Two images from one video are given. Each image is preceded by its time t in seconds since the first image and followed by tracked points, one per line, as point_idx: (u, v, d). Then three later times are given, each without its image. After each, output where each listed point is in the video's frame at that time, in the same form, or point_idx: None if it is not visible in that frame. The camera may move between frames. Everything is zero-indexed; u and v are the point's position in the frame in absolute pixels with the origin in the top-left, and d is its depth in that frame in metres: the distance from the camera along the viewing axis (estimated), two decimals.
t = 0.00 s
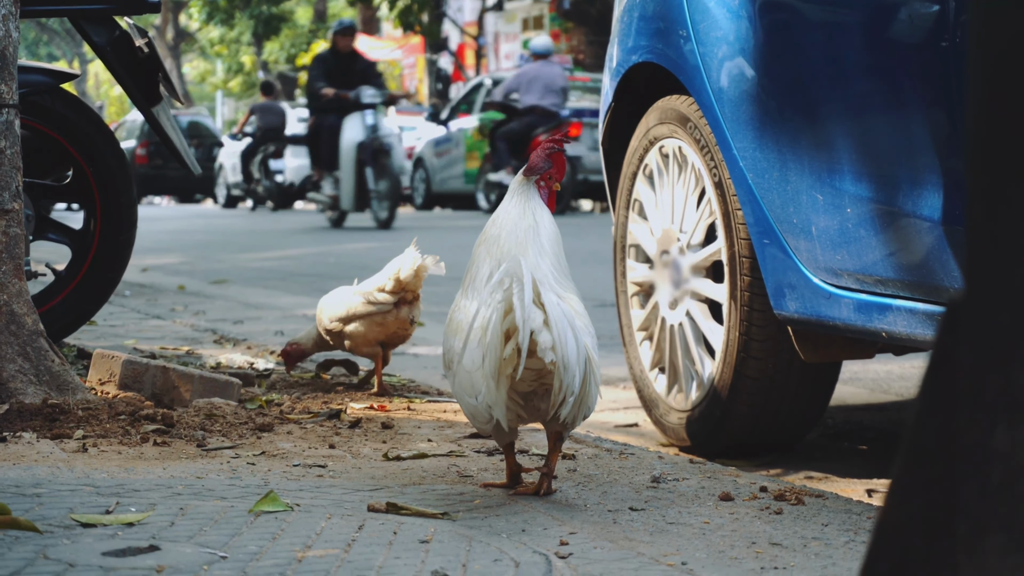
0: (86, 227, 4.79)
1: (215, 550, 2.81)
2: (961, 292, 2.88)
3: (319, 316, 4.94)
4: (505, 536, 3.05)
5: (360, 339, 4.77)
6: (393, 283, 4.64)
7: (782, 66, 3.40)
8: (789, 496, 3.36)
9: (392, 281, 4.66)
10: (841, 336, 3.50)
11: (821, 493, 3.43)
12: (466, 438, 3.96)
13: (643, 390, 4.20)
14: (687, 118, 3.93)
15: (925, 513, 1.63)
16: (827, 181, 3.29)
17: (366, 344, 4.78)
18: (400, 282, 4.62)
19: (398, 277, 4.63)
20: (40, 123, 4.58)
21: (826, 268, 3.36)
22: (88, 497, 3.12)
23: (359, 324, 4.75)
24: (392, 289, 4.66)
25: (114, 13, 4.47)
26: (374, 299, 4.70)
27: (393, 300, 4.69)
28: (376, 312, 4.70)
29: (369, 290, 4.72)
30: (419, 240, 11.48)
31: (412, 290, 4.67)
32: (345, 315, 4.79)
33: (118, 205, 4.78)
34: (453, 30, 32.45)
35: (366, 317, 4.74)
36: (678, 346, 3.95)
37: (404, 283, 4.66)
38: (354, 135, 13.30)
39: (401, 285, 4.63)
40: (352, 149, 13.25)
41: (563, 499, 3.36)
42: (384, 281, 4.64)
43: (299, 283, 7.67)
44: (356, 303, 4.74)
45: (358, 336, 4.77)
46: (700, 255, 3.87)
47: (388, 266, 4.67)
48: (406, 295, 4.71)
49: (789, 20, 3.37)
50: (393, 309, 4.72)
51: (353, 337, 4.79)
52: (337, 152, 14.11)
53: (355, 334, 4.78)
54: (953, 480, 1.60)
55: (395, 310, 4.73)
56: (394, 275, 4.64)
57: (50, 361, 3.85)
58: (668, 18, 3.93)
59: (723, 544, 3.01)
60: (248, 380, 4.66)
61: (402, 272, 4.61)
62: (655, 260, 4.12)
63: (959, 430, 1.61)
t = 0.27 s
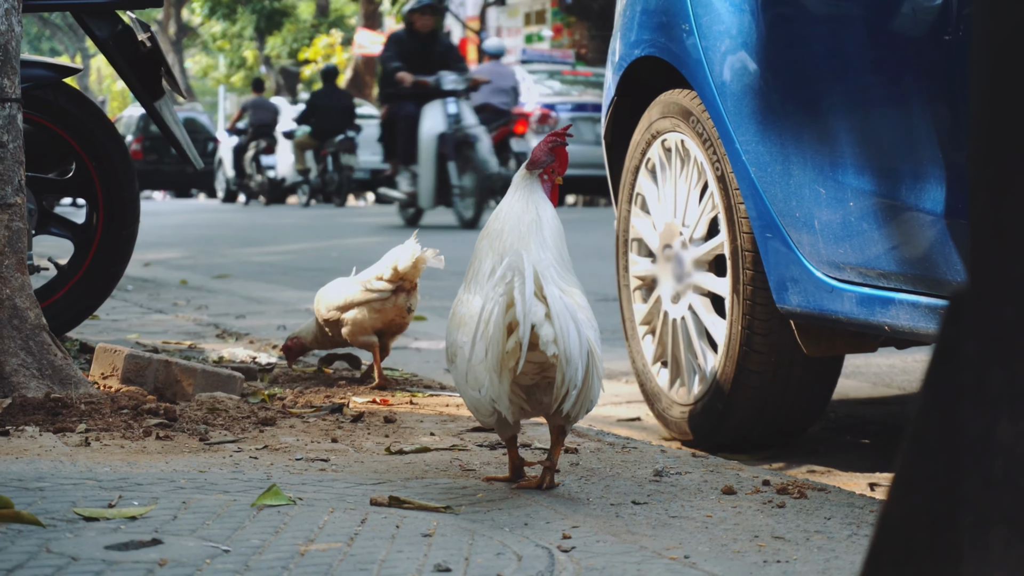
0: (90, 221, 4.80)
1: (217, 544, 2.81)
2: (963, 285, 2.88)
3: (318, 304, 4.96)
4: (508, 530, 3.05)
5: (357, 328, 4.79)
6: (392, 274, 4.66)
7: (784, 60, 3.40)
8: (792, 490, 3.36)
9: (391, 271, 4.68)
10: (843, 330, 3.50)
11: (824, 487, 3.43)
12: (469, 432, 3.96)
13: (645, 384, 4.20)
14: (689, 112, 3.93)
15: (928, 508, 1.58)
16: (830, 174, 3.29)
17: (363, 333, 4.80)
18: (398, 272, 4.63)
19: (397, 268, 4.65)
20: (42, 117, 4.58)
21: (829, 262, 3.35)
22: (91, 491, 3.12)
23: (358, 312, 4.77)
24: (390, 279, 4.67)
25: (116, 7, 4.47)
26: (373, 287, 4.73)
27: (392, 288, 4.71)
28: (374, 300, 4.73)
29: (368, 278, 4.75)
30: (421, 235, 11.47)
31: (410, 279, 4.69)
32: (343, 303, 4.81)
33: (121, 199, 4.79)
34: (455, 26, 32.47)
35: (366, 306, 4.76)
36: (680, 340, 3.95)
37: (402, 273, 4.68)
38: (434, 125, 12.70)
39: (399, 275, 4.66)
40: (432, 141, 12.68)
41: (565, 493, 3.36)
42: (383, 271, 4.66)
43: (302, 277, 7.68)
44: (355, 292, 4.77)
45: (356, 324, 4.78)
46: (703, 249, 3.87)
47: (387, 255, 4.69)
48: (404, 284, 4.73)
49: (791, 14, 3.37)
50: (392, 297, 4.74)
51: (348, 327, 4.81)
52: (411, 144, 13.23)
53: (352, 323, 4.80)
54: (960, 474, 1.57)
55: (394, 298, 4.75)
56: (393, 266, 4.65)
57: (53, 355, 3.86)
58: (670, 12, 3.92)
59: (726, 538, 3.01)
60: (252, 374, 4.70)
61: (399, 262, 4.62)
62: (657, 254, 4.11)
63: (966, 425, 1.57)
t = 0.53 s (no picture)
0: (91, 217, 4.81)
1: (220, 539, 2.81)
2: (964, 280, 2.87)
3: (317, 296, 4.96)
4: (510, 525, 3.05)
5: (355, 320, 4.80)
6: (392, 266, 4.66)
7: (786, 56, 3.40)
8: (794, 485, 3.36)
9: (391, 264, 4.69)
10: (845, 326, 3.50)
11: (826, 483, 3.43)
12: (471, 427, 3.96)
13: (647, 379, 4.20)
14: (691, 107, 3.93)
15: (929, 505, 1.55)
16: (832, 170, 3.29)
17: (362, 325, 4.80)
18: (398, 265, 4.64)
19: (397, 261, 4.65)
20: (44, 113, 4.59)
21: (830, 258, 3.35)
22: (93, 486, 3.13)
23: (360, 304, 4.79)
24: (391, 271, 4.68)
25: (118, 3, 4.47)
26: (372, 279, 4.74)
27: (391, 281, 4.71)
28: (374, 292, 4.73)
29: (368, 270, 4.75)
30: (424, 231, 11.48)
31: (410, 272, 4.69)
32: (342, 295, 4.82)
33: (123, 195, 4.80)
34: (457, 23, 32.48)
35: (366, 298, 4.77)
36: (682, 335, 3.95)
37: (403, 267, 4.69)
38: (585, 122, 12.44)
39: (399, 267, 4.66)
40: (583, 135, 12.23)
41: (567, 488, 3.36)
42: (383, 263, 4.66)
43: (305, 273, 7.69)
44: (354, 285, 4.77)
45: (355, 316, 4.79)
46: (705, 245, 3.87)
47: (388, 247, 4.68)
48: (404, 277, 4.74)
49: (793, 9, 3.37)
50: (392, 289, 4.75)
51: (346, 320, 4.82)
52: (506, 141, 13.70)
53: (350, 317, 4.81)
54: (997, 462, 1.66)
55: (394, 290, 4.76)
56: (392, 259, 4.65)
57: (55, 350, 3.86)
58: (672, 8, 3.92)
59: (728, 533, 3.01)
60: (254, 370, 4.73)
61: (400, 256, 4.62)
62: (659, 250, 4.12)
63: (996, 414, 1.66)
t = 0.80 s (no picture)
0: (93, 215, 4.80)
1: (221, 537, 2.81)
2: (968, 277, 2.87)
3: (319, 293, 4.96)
4: (512, 523, 3.05)
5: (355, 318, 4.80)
6: (395, 263, 4.65)
7: (788, 53, 3.39)
8: (797, 483, 3.36)
9: (393, 261, 4.68)
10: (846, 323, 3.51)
11: (829, 481, 3.42)
12: (473, 425, 3.96)
13: (649, 377, 4.20)
14: (693, 105, 3.93)
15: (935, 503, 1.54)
16: (834, 167, 3.29)
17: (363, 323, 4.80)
18: (400, 262, 4.63)
19: (400, 258, 4.65)
20: (46, 111, 4.59)
21: (833, 255, 3.35)
22: (95, 484, 3.12)
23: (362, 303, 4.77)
24: (394, 268, 4.67)
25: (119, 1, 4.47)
26: (374, 277, 4.73)
27: (393, 279, 4.71)
28: (375, 289, 4.73)
29: (369, 268, 4.75)
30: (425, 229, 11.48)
31: (411, 270, 4.69)
32: (344, 293, 4.82)
33: (124, 193, 4.80)
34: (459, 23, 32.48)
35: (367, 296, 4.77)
36: (684, 333, 3.96)
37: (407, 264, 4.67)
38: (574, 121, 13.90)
39: (401, 264, 4.65)
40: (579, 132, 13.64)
41: (569, 486, 3.36)
42: (384, 260, 4.66)
43: (306, 272, 7.68)
44: (356, 282, 4.77)
45: (356, 314, 4.79)
46: (706, 242, 3.86)
47: (389, 245, 4.68)
48: (405, 274, 4.74)
49: (795, 6, 3.36)
50: (394, 286, 4.75)
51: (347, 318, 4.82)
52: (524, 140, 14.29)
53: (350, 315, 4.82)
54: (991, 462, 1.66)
55: (396, 288, 4.75)
56: (395, 255, 4.65)
57: (57, 349, 3.86)
58: (673, 5, 3.92)
59: (730, 531, 3.00)
60: (255, 368, 4.74)
61: (402, 253, 4.62)
62: (661, 247, 4.12)
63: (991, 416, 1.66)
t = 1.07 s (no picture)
0: (94, 214, 4.81)
1: (224, 535, 2.81)
2: (970, 275, 2.87)
3: (321, 294, 4.95)
4: (514, 521, 3.04)
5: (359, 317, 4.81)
6: (399, 262, 4.69)
7: (790, 51, 3.39)
8: (799, 481, 3.36)
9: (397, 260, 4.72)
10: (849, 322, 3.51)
11: (831, 479, 3.42)
12: (474, 423, 3.96)
13: (650, 376, 4.21)
14: (694, 103, 3.93)
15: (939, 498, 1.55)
16: (835, 165, 3.29)
17: (366, 322, 4.81)
18: (404, 261, 4.67)
19: (404, 256, 4.68)
20: (48, 110, 4.59)
21: (834, 253, 3.35)
22: (97, 483, 3.12)
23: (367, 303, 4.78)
24: (397, 267, 4.71)
25: None
26: (378, 276, 4.76)
27: (397, 278, 4.74)
28: (380, 289, 4.76)
29: (373, 267, 4.77)
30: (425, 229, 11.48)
31: (416, 269, 4.73)
32: (348, 292, 4.82)
33: (126, 192, 4.80)
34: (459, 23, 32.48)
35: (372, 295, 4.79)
36: (687, 332, 3.97)
37: (410, 262, 4.70)
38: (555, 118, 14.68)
39: (406, 264, 4.69)
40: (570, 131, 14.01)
41: (572, 484, 3.37)
42: (389, 260, 4.70)
43: (307, 271, 7.69)
44: (360, 281, 4.78)
45: (360, 314, 4.79)
46: (708, 241, 3.86)
47: (393, 245, 4.72)
48: (410, 273, 4.77)
49: (796, 5, 3.36)
50: (398, 285, 4.77)
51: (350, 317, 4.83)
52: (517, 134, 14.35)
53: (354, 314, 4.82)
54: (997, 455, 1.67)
55: (400, 287, 4.78)
56: (399, 254, 4.68)
57: (59, 348, 3.86)
58: (675, 4, 3.92)
59: (732, 529, 3.01)
60: (257, 367, 4.74)
61: (407, 253, 4.66)
62: (663, 246, 4.12)
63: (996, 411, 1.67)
